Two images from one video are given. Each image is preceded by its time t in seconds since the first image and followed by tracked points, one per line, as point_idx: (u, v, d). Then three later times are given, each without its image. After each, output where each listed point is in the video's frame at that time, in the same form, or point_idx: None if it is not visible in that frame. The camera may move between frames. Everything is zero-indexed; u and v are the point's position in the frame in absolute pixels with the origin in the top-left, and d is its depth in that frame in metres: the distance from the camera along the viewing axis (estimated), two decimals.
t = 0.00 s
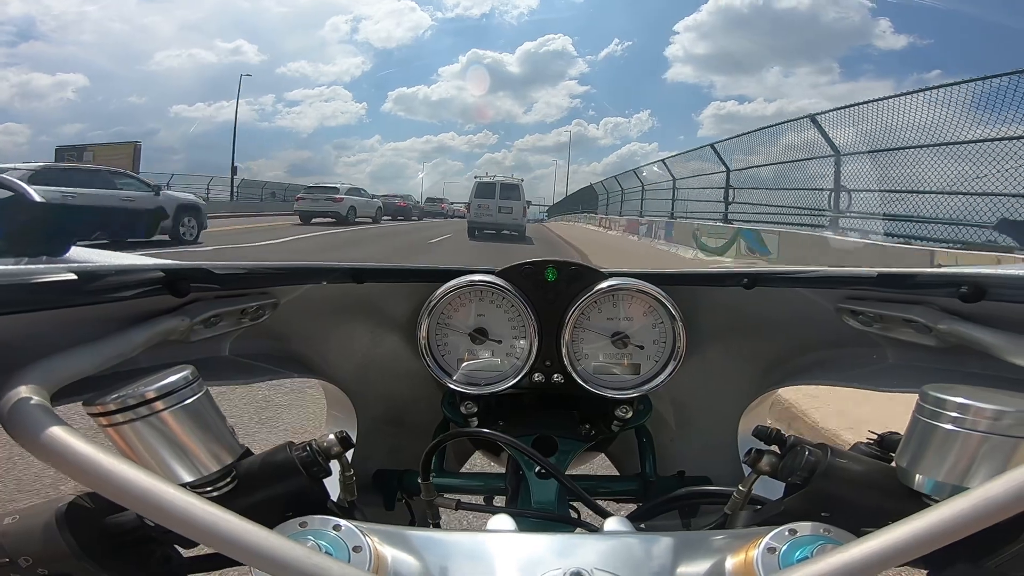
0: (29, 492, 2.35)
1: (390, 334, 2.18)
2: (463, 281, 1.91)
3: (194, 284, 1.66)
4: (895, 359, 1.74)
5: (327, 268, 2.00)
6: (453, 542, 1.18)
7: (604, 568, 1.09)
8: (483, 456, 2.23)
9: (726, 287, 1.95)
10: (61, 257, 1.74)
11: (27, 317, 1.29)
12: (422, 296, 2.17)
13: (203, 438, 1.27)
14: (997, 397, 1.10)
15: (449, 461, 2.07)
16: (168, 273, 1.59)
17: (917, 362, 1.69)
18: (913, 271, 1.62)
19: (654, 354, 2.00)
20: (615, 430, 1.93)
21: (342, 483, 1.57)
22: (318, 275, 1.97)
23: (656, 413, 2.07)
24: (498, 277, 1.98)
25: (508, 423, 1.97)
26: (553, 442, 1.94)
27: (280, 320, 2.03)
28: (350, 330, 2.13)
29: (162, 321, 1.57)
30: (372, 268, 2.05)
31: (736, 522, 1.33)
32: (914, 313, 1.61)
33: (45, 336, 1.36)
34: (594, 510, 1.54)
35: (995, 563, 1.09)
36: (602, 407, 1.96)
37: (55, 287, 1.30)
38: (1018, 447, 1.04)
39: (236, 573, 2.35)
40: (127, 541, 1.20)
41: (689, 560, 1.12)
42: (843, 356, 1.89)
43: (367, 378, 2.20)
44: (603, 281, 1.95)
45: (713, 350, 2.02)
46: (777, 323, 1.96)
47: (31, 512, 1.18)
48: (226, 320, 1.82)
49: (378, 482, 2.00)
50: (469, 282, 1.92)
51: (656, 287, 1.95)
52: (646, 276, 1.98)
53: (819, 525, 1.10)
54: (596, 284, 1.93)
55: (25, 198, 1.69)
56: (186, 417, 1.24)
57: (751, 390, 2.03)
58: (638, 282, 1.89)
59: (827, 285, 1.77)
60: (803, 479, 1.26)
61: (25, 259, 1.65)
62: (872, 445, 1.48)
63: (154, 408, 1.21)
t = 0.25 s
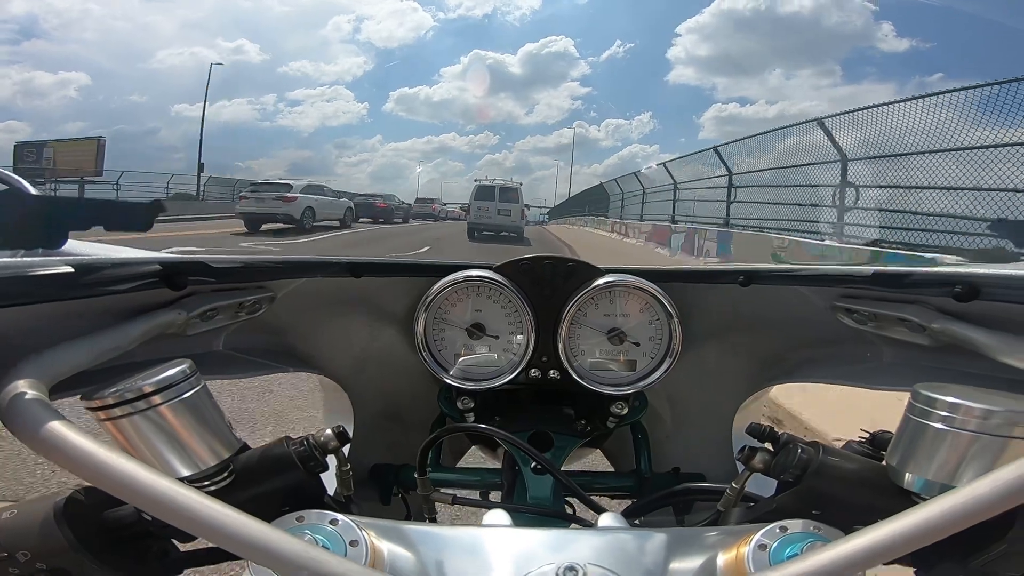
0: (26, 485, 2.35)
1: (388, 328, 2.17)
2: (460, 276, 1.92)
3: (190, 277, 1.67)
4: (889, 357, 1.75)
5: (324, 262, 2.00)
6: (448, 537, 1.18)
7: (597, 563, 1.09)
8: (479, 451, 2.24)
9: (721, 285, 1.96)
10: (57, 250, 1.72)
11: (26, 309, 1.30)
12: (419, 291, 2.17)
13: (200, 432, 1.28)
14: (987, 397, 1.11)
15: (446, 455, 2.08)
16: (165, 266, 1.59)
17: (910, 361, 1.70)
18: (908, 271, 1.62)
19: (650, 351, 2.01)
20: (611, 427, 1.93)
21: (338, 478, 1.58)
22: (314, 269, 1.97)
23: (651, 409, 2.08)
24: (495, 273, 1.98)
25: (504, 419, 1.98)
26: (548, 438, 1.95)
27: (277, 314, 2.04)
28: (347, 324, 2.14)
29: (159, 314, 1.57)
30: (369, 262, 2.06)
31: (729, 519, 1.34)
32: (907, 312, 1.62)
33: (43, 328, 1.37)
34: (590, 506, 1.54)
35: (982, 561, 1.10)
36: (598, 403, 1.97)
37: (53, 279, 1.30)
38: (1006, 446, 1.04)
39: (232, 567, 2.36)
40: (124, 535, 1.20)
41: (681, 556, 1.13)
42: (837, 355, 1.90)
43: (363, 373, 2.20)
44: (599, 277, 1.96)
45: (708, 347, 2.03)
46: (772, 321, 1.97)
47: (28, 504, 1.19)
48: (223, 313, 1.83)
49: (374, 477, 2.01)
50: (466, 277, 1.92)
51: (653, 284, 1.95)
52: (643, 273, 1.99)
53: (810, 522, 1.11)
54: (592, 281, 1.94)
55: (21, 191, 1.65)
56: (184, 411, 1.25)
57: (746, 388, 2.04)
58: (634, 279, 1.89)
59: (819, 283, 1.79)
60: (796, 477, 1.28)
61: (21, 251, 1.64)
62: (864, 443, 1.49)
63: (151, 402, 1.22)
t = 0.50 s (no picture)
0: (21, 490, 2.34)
1: (386, 336, 2.17)
2: (459, 284, 1.91)
3: (189, 283, 1.66)
4: (890, 367, 1.75)
5: (322, 270, 2.00)
6: (446, 545, 1.17)
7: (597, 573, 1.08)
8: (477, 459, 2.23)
9: (721, 295, 1.95)
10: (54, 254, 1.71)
11: (24, 313, 1.29)
12: (417, 299, 2.16)
13: (195, 439, 1.27)
14: (991, 406, 1.10)
15: (443, 464, 2.07)
16: (163, 272, 1.58)
17: (911, 372, 1.69)
18: (909, 281, 1.62)
19: (649, 360, 2.00)
20: (610, 435, 1.93)
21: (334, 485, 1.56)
22: (312, 276, 1.96)
23: (650, 418, 2.07)
24: (494, 281, 1.98)
25: (502, 427, 1.97)
26: (546, 447, 1.95)
27: (275, 321, 2.03)
28: (345, 332, 2.13)
29: (156, 320, 1.56)
30: (368, 270, 2.03)
31: (729, 528, 1.33)
32: (908, 322, 1.62)
33: (40, 333, 1.36)
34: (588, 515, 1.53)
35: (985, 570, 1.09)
36: (596, 412, 1.96)
37: (50, 284, 1.30)
38: (1010, 455, 1.04)
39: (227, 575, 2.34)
40: (117, 541, 1.19)
41: (682, 566, 1.12)
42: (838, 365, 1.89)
43: (360, 380, 2.19)
44: (599, 286, 1.95)
45: (708, 357, 2.02)
46: (773, 330, 1.96)
47: (20, 509, 1.18)
48: (220, 320, 1.82)
49: (371, 485, 1.99)
50: (465, 285, 1.91)
51: (653, 293, 1.95)
52: (643, 282, 1.98)
53: (812, 531, 1.10)
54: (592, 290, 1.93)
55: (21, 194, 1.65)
56: (179, 417, 1.24)
57: (745, 398, 2.03)
58: (634, 288, 1.89)
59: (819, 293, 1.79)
60: (797, 485, 1.26)
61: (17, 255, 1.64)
62: (865, 451, 1.48)
63: (146, 408, 1.20)
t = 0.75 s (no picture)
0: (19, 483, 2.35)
1: (384, 332, 2.17)
2: (458, 280, 1.92)
3: (187, 277, 1.67)
4: (885, 365, 1.76)
5: (321, 265, 2.00)
6: (442, 541, 1.18)
7: (591, 569, 1.09)
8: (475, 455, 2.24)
9: (718, 292, 1.97)
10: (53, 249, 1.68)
11: (24, 307, 1.30)
12: (415, 295, 2.16)
13: (193, 433, 1.27)
14: (984, 405, 1.11)
15: (440, 460, 2.07)
16: (162, 267, 1.59)
17: (907, 371, 1.70)
18: (905, 280, 1.63)
19: (646, 357, 2.01)
20: (606, 432, 1.93)
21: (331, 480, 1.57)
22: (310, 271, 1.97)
23: (647, 415, 2.08)
24: (493, 277, 1.98)
25: (499, 423, 1.98)
26: (542, 443, 1.96)
27: (273, 317, 2.03)
28: (343, 327, 2.13)
29: (154, 315, 1.57)
30: (367, 265, 2.05)
31: (724, 525, 1.34)
32: (905, 321, 1.63)
33: (39, 328, 1.37)
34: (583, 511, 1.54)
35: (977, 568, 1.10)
36: (594, 408, 1.97)
37: (48, 279, 1.30)
38: (1002, 454, 1.05)
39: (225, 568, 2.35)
40: (114, 535, 1.20)
41: (676, 562, 1.13)
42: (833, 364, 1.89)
43: (358, 376, 2.19)
44: (597, 283, 1.96)
45: (705, 354, 2.03)
46: (770, 328, 1.97)
47: (18, 503, 1.18)
48: (218, 315, 1.82)
49: (368, 481, 2.00)
50: (464, 281, 1.92)
51: (650, 290, 1.96)
52: (640, 279, 1.99)
53: (805, 529, 1.11)
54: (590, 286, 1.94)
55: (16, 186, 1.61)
56: (176, 413, 1.24)
57: (741, 395, 2.04)
58: (632, 285, 1.90)
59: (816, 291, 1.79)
60: (791, 483, 1.27)
61: (16, 250, 1.61)
62: (859, 450, 1.49)
63: (144, 402, 1.21)
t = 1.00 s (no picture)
0: (18, 480, 2.35)
1: (383, 331, 2.17)
2: (458, 280, 1.92)
3: (188, 276, 1.67)
4: (884, 368, 1.75)
5: (322, 264, 2.00)
6: (440, 541, 1.18)
7: (589, 570, 1.09)
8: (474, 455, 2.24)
9: (719, 294, 1.96)
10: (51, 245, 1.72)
11: (23, 305, 1.30)
12: (416, 295, 2.16)
13: (192, 431, 1.27)
14: (983, 409, 1.11)
15: (440, 460, 2.07)
16: (161, 265, 1.60)
17: (907, 374, 1.69)
18: (906, 283, 1.63)
19: (645, 358, 2.01)
20: (605, 433, 1.93)
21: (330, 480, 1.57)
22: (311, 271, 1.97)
23: (647, 416, 2.08)
24: (493, 278, 1.98)
25: (498, 424, 1.98)
26: (542, 443, 1.96)
27: (272, 316, 2.04)
28: (343, 327, 2.13)
29: (154, 313, 1.57)
30: (368, 265, 2.07)
31: (723, 527, 1.34)
32: (904, 324, 1.62)
33: (39, 326, 1.37)
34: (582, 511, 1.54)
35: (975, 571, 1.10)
36: (593, 410, 1.97)
37: (48, 276, 1.30)
38: (1002, 457, 1.05)
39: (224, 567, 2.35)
40: (113, 534, 1.20)
41: (674, 564, 1.13)
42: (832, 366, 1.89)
43: (357, 375, 2.19)
44: (597, 284, 1.96)
45: (705, 356, 2.02)
46: (770, 331, 1.96)
47: (16, 501, 1.18)
48: (218, 313, 1.82)
49: (367, 481, 2.00)
50: (464, 281, 1.92)
51: (651, 292, 1.96)
52: (641, 281, 1.99)
53: (803, 531, 1.11)
54: (591, 287, 1.94)
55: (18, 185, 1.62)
56: (177, 411, 1.24)
57: (741, 396, 2.04)
58: (632, 286, 1.90)
59: (816, 293, 1.79)
60: (790, 485, 1.28)
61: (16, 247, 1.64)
62: (858, 453, 1.49)
63: (144, 400, 1.21)
